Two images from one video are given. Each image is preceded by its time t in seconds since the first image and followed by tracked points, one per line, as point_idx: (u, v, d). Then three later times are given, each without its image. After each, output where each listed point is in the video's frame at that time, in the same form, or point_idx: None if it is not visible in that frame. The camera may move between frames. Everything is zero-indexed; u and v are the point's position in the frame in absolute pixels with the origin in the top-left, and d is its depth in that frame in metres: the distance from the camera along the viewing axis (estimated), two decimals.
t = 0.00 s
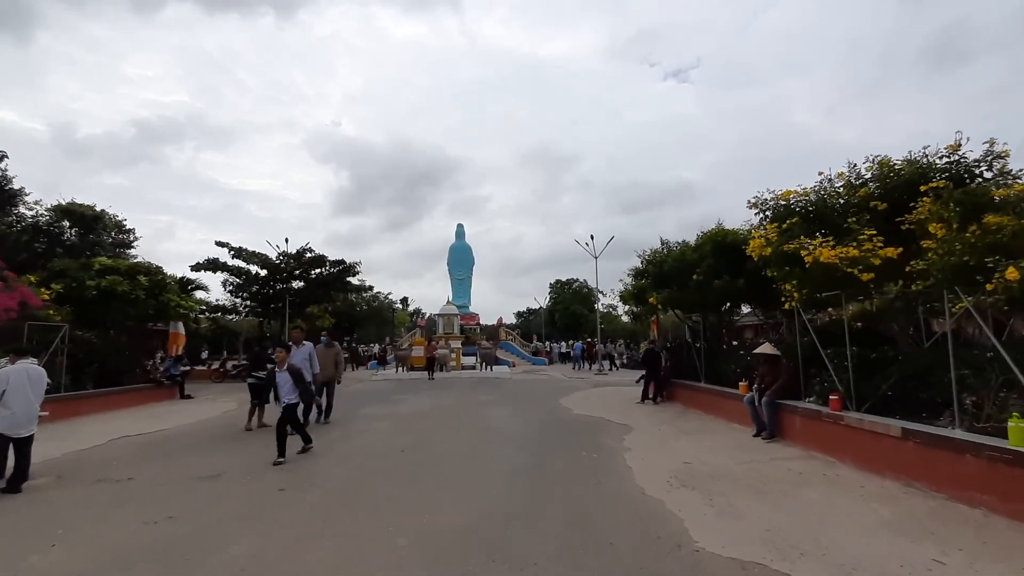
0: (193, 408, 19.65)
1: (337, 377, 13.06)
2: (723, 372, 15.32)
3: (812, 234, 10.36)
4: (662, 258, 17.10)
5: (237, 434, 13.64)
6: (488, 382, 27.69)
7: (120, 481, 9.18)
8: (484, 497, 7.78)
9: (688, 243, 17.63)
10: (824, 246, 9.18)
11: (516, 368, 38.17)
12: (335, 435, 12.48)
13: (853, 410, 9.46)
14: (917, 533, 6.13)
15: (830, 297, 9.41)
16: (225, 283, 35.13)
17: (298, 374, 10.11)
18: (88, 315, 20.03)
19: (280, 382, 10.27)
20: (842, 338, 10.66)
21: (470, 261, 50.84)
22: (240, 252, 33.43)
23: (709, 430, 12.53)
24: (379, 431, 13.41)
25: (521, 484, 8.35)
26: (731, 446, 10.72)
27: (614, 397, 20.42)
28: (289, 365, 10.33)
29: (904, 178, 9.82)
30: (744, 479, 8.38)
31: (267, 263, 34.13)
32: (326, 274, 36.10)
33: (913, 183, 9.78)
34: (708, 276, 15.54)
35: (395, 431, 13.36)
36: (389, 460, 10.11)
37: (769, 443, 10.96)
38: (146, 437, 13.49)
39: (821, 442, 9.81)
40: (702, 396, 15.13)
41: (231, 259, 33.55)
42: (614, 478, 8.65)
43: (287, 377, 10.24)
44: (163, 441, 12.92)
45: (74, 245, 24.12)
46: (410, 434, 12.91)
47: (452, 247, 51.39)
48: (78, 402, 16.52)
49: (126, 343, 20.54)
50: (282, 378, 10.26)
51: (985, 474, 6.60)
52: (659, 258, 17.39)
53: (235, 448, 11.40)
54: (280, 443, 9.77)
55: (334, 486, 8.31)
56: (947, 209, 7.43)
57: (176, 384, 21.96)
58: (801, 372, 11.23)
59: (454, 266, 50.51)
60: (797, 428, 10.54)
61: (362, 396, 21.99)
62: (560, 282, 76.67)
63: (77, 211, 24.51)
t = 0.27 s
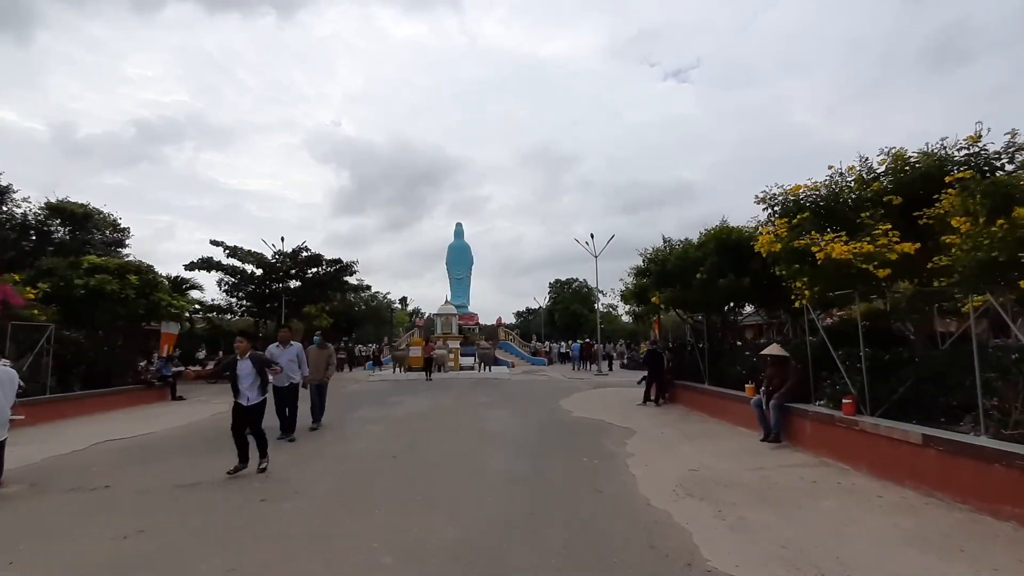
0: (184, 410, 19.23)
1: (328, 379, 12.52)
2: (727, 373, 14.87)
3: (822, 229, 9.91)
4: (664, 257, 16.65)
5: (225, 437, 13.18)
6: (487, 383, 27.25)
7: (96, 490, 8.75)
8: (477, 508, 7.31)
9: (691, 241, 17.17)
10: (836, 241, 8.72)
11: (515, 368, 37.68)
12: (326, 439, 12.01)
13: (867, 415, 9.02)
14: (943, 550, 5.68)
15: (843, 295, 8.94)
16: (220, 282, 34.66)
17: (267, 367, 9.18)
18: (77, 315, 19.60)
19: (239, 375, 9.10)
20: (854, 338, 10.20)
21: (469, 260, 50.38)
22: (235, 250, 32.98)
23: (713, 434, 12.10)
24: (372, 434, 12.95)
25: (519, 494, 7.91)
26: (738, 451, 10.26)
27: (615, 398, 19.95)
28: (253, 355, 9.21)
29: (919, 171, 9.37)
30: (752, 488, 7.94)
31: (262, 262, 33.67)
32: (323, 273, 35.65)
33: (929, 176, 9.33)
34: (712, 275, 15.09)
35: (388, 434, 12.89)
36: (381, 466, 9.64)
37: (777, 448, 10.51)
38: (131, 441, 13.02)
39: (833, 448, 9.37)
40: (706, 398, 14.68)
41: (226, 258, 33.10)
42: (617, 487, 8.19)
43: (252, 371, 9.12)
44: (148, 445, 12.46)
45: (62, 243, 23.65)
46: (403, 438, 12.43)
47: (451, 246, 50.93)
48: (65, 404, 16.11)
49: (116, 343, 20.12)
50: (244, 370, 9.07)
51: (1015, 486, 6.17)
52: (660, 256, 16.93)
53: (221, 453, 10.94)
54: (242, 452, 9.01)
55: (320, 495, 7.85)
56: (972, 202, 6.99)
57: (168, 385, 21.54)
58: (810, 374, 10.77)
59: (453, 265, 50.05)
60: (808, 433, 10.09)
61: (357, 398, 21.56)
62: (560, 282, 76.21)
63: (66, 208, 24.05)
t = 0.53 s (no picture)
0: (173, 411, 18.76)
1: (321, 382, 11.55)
2: (731, 374, 14.41)
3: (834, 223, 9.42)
4: (666, 254, 16.19)
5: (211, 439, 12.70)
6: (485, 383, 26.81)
7: (68, 496, 8.28)
8: (470, 517, 6.85)
9: (694, 238, 16.70)
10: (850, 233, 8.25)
11: (514, 368, 37.23)
12: (313, 442, 11.50)
13: (882, 417, 8.56)
14: (975, 565, 5.20)
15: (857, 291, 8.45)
16: (215, 281, 34.18)
17: (214, 391, 7.95)
18: (64, 313, 19.13)
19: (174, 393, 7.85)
20: (867, 336, 9.70)
21: (468, 259, 49.93)
22: (229, 249, 32.51)
23: (718, 437, 11.64)
24: (363, 437, 12.46)
25: (515, 502, 7.43)
26: (746, 456, 9.75)
27: (616, 399, 19.44)
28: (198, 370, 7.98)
29: (936, 160, 8.90)
30: (762, 495, 7.48)
31: (258, 261, 33.21)
32: (319, 272, 35.18)
33: (947, 165, 8.85)
34: (716, 271, 14.62)
35: (378, 438, 12.37)
36: (368, 472, 9.14)
37: (786, 451, 10.01)
38: (113, 443, 12.54)
39: (846, 452, 8.89)
40: (709, 399, 14.21)
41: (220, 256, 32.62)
42: (618, 495, 7.69)
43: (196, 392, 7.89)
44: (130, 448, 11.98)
45: (51, 241, 23.20)
46: (395, 441, 11.93)
47: (449, 245, 50.51)
48: (49, 405, 15.66)
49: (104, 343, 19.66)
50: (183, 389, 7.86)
51: None
52: (662, 253, 16.46)
53: (202, 456, 10.45)
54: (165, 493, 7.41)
55: (299, 501, 7.33)
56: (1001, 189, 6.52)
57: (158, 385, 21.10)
58: (821, 374, 10.27)
59: (451, 264, 49.60)
60: (818, 436, 9.62)
61: (351, 398, 21.10)
62: (560, 282, 75.76)
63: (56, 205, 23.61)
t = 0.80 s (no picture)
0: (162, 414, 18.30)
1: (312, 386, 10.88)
2: (735, 376, 13.93)
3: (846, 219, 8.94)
4: (668, 252, 15.71)
5: (197, 444, 12.22)
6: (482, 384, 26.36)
7: (37, 508, 7.82)
8: (460, 534, 6.37)
9: (696, 236, 16.22)
10: (867, 229, 7.79)
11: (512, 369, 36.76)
12: (301, 448, 11.01)
13: (899, 424, 8.09)
14: None
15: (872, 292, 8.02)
16: (209, 280, 33.70)
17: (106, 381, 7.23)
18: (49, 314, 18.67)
19: (67, 382, 7.30)
20: (881, 338, 9.23)
21: (466, 259, 49.45)
22: (223, 248, 32.01)
23: (722, 442, 11.18)
24: (354, 442, 11.98)
25: (509, 517, 6.95)
26: (754, 464, 9.27)
27: (616, 401, 18.95)
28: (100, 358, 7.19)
29: (956, 152, 8.40)
30: (773, 508, 7.00)
31: (252, 260, 32.71)
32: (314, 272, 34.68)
33: (967, 157, 8.35)
34: (720, 270, 14.14)
35: (370, 443, 11.89)
36: (356, 481, 8.66)
37: (796, 459, 9.54)
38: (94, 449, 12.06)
39: (861, 460, 8.42)
40: (713, 402, 13.74)
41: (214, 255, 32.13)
42: (620, 508, 7.22)
43: (94, 380, 7.17)
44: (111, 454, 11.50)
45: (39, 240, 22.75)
46: (387, 446, 11.45)
47: (448, 244, 50.02)
48: (32, 408, 15.20)
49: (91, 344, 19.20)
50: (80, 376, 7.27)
51: None
52: (664, 252, 15.98)
53: (184, 463, 9.97)
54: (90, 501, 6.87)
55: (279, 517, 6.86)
56: None
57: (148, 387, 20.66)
58: (831, 377, 9.79)
59: (449, 264, 49.11)
60: (831, 443, 9.14)
61: (345, 400, 20.65)
62: (560, 281, 75.28)
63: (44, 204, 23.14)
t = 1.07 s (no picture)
0: (151, 415, 17.80)
1: (304, 388, 10.29)
2: (742, 375, 13.47)
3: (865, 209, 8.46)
4: (672, 247, 15.25)
5: (181, 447, 11.72)
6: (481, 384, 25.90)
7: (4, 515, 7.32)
8: (454, 547, 5.88)
9: (700, 231, 15.78)
10: (890, 217, 7.36)
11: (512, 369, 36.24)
12: (289, 451, 10.53)
13: (920, 424, 7.61)
14: None
15: (894, 285, 7.57)
16: (203, 279, 33.18)
17: None
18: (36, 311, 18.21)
19: None
20: (898, 335, 8.78)
21: (466, 258, 48.95)
22: (218, 246, 31.48)
23: (731, 444, 10.70)
24: (347, 445, 11.51)
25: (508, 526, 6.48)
26: (764, 468, 8.81)
27: (617, 402, 18.47)
28: None
29: (981, 137, 7.91)
30: (791, 517, 6.52)
31: (247, 258, 32.20)
32: (311, 270, 34.17)
33: (993, 142, 7.86)
34: (726, 266, 13.69)
35: (363, 446, 11.42)
36: (345, 486, 8.20)
37: (808, 462, 9.08)
38: (74, 451, 11.56)
39: (880, 463, 7.95)
40: (719, 402, 13.26)
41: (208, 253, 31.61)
42: (626, 516, 6.76)
43: None
44: (90, 456, 10.99)
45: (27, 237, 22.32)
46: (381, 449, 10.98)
47: (446, 243, 49.56)
48: (14, 408, 14.70)
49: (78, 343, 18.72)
50: None
51: None
52: (667, 248, 15.53)
53: (165, 467, 9.49)
54: None
55: (261, 525, 6.38)
56: None
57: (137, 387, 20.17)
58: (845, 376, 9.34)
59: (448, 263, 48.61)
60: (847, 445, 8.68)
61: (340, 401, 20.17)
62: (559, 281, 74.75)
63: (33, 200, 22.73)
